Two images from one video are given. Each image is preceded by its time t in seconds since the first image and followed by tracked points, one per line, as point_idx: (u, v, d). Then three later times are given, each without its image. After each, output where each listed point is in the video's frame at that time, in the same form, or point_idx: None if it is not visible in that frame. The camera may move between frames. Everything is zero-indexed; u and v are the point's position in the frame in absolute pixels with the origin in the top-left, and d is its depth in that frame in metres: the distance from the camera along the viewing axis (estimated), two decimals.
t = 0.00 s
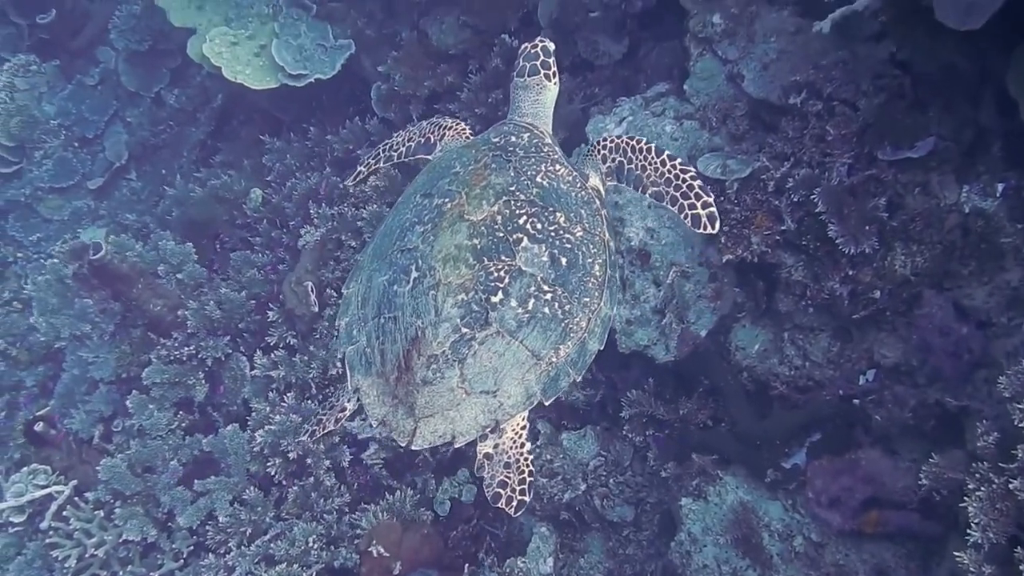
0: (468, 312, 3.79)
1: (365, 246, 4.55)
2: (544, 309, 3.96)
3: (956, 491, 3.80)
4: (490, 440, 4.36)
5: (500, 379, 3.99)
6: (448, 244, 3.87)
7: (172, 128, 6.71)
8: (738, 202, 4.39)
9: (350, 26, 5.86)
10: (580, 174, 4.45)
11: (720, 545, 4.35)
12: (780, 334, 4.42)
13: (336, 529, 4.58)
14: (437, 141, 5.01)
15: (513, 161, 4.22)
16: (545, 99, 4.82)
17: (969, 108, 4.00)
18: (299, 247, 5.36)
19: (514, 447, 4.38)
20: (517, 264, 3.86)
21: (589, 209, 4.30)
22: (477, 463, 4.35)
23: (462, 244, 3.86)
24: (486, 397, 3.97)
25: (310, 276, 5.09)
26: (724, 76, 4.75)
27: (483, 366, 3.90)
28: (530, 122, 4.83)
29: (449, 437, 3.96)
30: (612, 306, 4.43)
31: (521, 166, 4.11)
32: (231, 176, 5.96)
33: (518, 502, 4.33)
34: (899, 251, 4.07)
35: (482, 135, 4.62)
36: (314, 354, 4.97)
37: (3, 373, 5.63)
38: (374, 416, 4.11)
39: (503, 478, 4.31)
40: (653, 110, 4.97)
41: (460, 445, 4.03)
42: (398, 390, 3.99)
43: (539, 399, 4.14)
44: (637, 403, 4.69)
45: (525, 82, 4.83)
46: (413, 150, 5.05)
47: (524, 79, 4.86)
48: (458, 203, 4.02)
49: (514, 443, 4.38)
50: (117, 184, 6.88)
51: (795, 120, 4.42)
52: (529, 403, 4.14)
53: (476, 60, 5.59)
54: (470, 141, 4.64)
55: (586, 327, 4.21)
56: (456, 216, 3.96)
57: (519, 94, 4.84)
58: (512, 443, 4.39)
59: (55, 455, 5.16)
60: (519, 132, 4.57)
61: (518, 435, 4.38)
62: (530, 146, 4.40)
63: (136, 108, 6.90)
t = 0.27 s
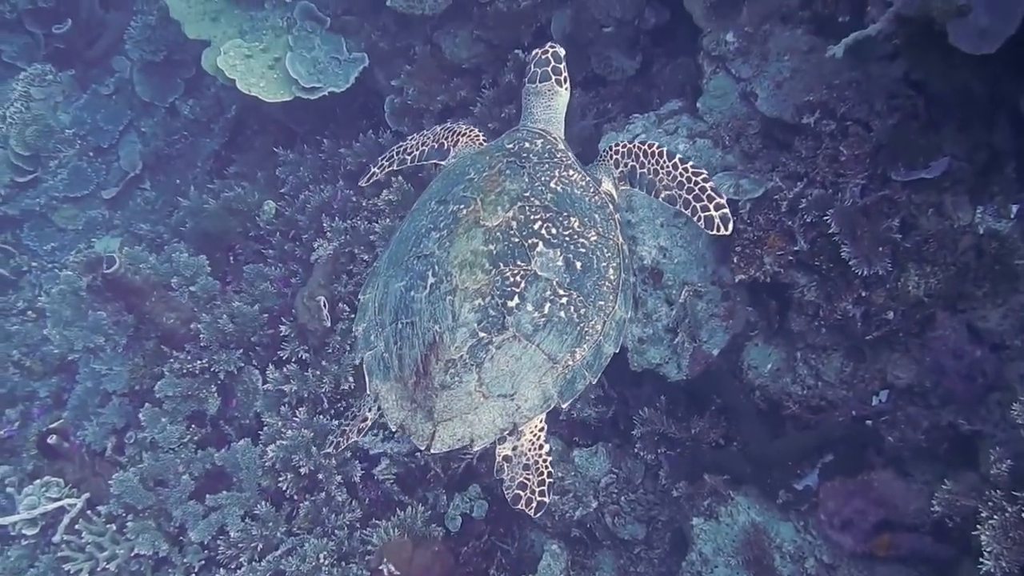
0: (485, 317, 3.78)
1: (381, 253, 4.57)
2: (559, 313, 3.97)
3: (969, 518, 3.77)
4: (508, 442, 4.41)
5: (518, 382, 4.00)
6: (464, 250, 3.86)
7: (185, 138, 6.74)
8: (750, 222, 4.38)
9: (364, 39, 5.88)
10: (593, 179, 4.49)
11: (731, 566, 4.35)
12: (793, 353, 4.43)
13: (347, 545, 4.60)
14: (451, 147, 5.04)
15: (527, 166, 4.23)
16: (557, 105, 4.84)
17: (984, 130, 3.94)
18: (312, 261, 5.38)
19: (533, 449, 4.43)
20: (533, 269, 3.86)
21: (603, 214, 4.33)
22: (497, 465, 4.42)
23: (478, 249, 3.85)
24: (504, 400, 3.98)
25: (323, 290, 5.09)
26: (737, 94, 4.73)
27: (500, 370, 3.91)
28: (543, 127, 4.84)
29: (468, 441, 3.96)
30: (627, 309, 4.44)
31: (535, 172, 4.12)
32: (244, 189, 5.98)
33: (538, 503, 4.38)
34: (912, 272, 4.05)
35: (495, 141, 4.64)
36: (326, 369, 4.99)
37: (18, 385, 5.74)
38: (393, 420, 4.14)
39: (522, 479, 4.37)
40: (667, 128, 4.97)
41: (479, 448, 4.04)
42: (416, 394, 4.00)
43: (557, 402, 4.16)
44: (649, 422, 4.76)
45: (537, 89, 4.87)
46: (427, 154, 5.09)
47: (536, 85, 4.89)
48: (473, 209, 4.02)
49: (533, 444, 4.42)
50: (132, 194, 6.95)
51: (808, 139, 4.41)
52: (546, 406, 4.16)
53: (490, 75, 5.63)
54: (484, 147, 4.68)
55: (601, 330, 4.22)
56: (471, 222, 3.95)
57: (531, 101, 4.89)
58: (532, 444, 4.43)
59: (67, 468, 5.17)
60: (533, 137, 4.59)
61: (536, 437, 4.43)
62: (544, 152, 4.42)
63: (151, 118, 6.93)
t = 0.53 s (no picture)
0: (496, 321, 3.80)
1: (392, 260, 4.63)
2: (569, 316, 3.99)
3: (977, 544, 3.76)
4: (521, 444, 4.39)
5: (529, 386, 4.00)
6: (474, 255, 3.91)
7: (193, 150, 6.77)
8: (757, 242, 4.38)
9: (372, 54, 5.89)
10: (600, 185, 4.54)
11: None
12: (800, 372, 4.43)
13: (353, 563, 4.63)
14: (458, 153, 5.06)
15: (534, 173, 4.29)
16: (562, 110, 4.87)
17: (991, 151, 3.89)
18: (319, 277, 5.40)
19: (545, 451, 4.43)
20: (542, 273, 3.89)
21: (610, 218, 4.37)
22: (509, 467, 4.39)
23: (488, 255, 3.90)
24: (516, 403, 3.98)
25: (329, 306, 5.10)
26: (744, 113, 4.71)
27: (512, 374, 3.91)
28: (550, 133, 4.88)
29: (481, 444, 3.98)
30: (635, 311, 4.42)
31: (543, 178, 4.18)
32: (251, 203, 6.00)
33: (550, 505, 4.33)
34: (919, 293, 4.05)
35: (503, 149, 4.71)
36: (332, 386, 5.00)
37: (26, 397, 5.78)
38: (407, 425, 4.18)
39: (534, 482, 4.33)
40: (673, 147, 4.98)
41: (492, 451, 4.06)
42: (429, 398, 4.03)
43: (568, 405, 4.16)
44: (655, 440, 4.76)
45: (541, 95, 4.86)
46: (434, 160, 5.09)
47: (540, 92, 4.88)
48: (482, 215, 4.08)
49: (545, 447, 4.42)
50: (139, 206, 6.97)
51: (815, 159, 4.40)
52: (558, 408, 4.16)
53: (497, 91, 5.63)
54: (492, 155, 4.75)
55: (611, 332, 4.24)
56: (481, 228, 4.01)
57: (536, 107, 4.90)
58: (543, 446, 4.42)
59: (74, 483, 5.16)
60: (540, 145, 4.65)
61: (547, 439, 4.41)
62: (551, 158, 4.48)
63: (159, 130, 6.96)
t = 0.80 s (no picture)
0: (504, 325, 3.82)
1: (398, 265, 4.62)
2: (576, 319, 4.01)
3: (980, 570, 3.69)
4: (529, 447, 4.44)
5: (538, 389, 4.02)
6: (481, 260, 3.90)
7: (196, 164, 6.79)
8: (760, 262, 4.38)
9: (376, 70, 5.91)
10: (604, 189, 4.54)
11: None
12: (803, 393, 4.42)
13: None
14: (461, 159, 5.05)
15: (539, 177, 4.28)
16: (563, 116, 4.87)
17: (994, 171, 3.89)
18: (322, 293, 5.40)
19: (553, 453, 4.49)
20: (549, 277, 3.89)
21: (614, 221, 4.37)
22: (518, 469, 4.46)
23: (495, 260, 3.90)
24: (524, 406, 3.99)
25: (332, 323, 5.09)
26: (748, 132, 4.73)
27: (520, 377, 3.92)
28: (552, 139, 4.87)
29: (491, 447, 3.99)
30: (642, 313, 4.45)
31: (548, 182, 4.17)
32: (255, 218, 6.01)
33: (558, 507, 4.42)
34: (922, 315, 4.04)
35: (507, 154, 4.69)
36: (335, 404, 5.01)
37: (27, 412, 5.78)
38: (417, 429, 4.17)
39: (542, 483, 4.42)
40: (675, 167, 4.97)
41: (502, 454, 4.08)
42: (438, 403, 4.03)
43: (576, 406, 4.18)
44: (659, 461, 4.76)
45: (542, 100, 4.86)
46: (437, 166, 5.11)
47: (541, 97, 4.87)
48: (488, 220, 4.05)
49: (552, 449, 4.47)
50: (143, 219, 6.99)
51: (819, 180, 4.40)
52: (566, 410, 4.18)
53: (501, 108, 5.66)
54: (495, 160, 4.73)
55: (617, 334, 4.25)
56: (487, 233, 3.99)
57: (536, 113, 4.90)
58: (551, 448, 4.49)
59: (75, 499, 5.14)
60: (543, 150, 4.64)
61: (555, 442, 4.46)
62: (555, 163, 4.48)
63: (163, 143, 6.98)
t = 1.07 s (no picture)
0: (506, 325, 3.88)
1: (400, 267, 4.67)
2: (577, 319, 4.05)
3: None
4: (532, 445, 4.48)
5: (539, 388, 4.06)
6: (482, 262, 3.96)
7: (195, 173, 6.79)
8: (759, 282, 4.33)
9: (376, 82, 5.92)
10: (602, 190, 4.60)
11: None
12: (801, 414, 4.41)
13: None
14: (460, 162, 5.16)
15: (539, 179, 4.33)
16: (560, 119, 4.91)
17: (995, 195, 3.87)
18: (319, 306, 5.39)
19: (556, 451, 4.51)
20: (549, 278, 3.95)
21: (613, 222, 4.42)
22: (521, 468, 4.48)
23: (496, 261, 3.96)
24: (527, 406, 4.04)
25: (329, 336, 5.09)
26: (748, 152, 4.72)
27: (522, 377, 3.98)
28: (551, 141, 4.90)
29: (494, 446, 4.05)
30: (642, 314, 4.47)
31: (547, 183, 4.21)
32: (253, 229, 6.02)
33: (563, 505, 4.43)
34: (920, 337, 4.00)
35: (507, 156, 4.73)
36: (331, 418, 5.00)
37: (21, 422, 5.80)
38: (420, 429, 4.23)
39: (546, 482, 4.43)
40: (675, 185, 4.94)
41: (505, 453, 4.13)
42: (441, 403, 4.08)
43: (578, 405, 4.22)
44: (655, 480, 4.76)
45: (538, 103, 4.92)
46: (435, 167, 5.17)
47: (537, 99, 4.93)
48: (488, 222, 4.11)
49: (555, 447, 4.50)
50: (141, 228, 7.02)
51: (818, 201, 4.39)
52: (568, 409, 4.21)
53: (502, 122, 5.67)
54: (494, 162, 4.77)
55: (618, 333, 4.26)
56: (488, 235, 4.06)
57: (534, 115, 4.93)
58: (554, 447, 4.51)
59: (68, 511, 5.12)
60: (542, 152, 4.67)
61: (558, 440, 4.50)
62: (555, 165, 4.53)
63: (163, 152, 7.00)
